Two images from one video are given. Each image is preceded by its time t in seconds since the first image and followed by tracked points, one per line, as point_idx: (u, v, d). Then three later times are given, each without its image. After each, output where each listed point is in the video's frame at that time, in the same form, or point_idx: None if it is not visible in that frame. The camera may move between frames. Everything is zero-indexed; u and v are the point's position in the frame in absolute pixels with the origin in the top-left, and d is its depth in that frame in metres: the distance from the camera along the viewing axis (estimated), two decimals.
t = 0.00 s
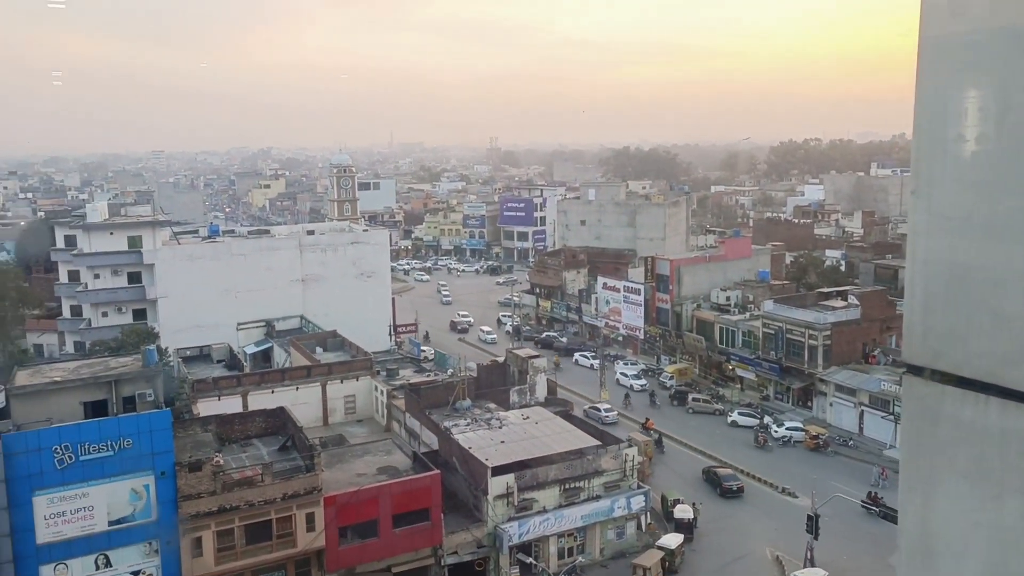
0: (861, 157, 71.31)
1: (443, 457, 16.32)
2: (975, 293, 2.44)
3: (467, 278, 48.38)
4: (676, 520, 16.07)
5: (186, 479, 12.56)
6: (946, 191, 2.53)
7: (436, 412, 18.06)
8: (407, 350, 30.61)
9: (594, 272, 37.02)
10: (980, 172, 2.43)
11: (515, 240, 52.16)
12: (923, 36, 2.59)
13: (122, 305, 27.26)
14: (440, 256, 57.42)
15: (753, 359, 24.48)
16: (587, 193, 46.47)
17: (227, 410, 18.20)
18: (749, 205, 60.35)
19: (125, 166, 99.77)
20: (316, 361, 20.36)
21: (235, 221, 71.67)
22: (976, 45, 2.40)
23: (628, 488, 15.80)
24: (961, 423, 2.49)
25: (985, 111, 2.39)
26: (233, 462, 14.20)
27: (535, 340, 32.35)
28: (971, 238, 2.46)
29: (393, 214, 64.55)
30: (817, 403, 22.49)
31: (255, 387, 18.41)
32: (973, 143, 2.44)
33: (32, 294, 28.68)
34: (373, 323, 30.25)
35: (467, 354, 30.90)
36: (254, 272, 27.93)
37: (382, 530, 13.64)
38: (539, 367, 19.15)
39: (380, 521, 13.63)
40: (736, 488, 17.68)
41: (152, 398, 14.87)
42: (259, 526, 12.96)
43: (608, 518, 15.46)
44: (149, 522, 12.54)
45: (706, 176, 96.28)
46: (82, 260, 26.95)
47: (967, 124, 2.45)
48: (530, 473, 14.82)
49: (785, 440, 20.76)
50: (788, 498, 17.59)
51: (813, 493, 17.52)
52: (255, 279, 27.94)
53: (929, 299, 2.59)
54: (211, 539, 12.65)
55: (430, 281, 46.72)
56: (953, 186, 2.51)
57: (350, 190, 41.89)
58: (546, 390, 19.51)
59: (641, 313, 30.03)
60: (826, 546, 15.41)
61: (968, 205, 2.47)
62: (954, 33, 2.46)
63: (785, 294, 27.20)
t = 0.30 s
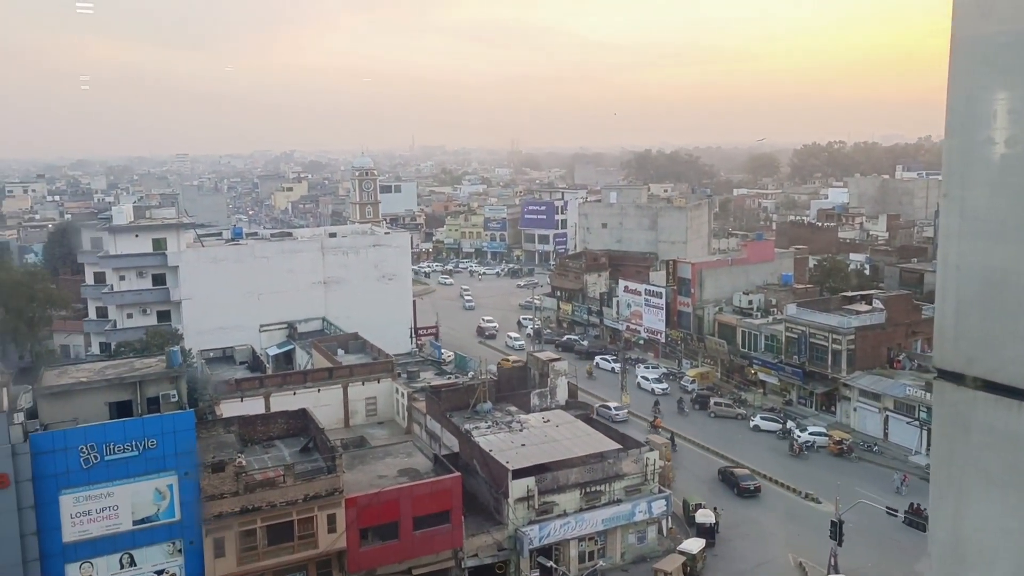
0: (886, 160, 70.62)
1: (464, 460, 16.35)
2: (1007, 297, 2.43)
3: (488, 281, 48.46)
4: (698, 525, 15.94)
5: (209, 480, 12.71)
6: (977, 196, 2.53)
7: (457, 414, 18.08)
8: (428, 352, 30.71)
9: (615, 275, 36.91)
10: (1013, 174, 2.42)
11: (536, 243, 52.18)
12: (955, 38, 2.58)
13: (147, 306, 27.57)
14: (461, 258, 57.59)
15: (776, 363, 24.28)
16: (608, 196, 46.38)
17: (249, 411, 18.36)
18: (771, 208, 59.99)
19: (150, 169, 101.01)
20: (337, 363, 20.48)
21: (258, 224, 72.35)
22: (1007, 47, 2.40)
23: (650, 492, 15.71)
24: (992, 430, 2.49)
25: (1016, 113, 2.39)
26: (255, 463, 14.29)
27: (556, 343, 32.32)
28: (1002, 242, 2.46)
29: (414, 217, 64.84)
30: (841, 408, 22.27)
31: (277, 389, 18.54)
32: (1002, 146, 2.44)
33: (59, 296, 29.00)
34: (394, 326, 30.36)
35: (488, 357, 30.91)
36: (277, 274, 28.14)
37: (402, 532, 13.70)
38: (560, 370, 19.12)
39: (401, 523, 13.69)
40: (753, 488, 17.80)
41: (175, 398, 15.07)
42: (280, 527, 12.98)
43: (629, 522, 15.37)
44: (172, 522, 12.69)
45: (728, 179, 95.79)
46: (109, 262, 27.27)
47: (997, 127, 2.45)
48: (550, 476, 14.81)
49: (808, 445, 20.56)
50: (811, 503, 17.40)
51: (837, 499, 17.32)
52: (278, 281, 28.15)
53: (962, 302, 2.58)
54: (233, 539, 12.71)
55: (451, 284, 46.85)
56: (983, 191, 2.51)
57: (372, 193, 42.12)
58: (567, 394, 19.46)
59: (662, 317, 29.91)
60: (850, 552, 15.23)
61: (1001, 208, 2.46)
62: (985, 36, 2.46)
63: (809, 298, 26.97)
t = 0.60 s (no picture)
0: (905, 163, 70.06)
1: (479, 462, 16.32)
2: None
3: (504, 283, 48.50)
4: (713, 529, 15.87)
5: (226, 480, 12.74)
6: (1003, 201, 2.52)
7: (471, 417, 18.08)
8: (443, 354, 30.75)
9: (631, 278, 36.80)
10: None
11: (552, 245, 52.15)
12: (982, 35, 2.57)
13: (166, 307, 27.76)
14: (477, 261, 57.67)
15: (793, 367, 24.11)
16: (624, 199, 46.28)
17: (266, 412, 18.46)
18: (789, 211, 59.67)
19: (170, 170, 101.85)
20: (353, 364, 20.54)
21: (275, 225, 72.76)
22: None
23: (665, 496, 15.64)
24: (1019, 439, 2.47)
25: None
26: (272, 464, 14.35)
27: (572, 346, 32.27)
28: None
29: (430, 219, 65.02)
30: (859, 413, 22.08)
31: (293, 390, 18.63)
32: None
33: (79, 296, 29.24)
34: (410, 327, 30.41)
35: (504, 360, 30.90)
36: (294, 276, 28.26)
37: (417, 534, 13.69)
38: (576, 373, 19.06)
39: (416, 525, 13.67)
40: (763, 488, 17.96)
41: (193, 399, 15.13)
42: (296, 527, 13.04)
43: (644, 526, 15.32)
44: (189, 521, 12.77)
45: (745, 183, 95.42)
46: (127, 262, 27.47)
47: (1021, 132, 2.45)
48: (566, 479, 14.76)
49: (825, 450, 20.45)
50: (829, 509, 17.28)
51: (854, 506, 17.18)
52: (295, 283, 28.28)
53: (985, 307, 2.55)
54: (249, 539, 12.77)
55: (467, 286, 46.91)
56: (1005, 194, 2.51)
57: (388, 195, 42.25)
58: (582, 397, 19.42)
59: (678, 320, 29.82)
60: (868, 559, 15.10)
61: None
62: (1009, 39, 2.46)
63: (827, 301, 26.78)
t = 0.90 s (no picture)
0: (924, 167, 69.50)
1: (493, 464, 16.31)
2: None
3: (519, 285, 48.52)
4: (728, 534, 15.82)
5: (241, 480, 12.80)
6: None
7: (485, 419, 18.10)
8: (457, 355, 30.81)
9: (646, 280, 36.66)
10: None
11: (567, 248, 52.12)
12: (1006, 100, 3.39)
13: (183, 307, 27.95)
14: (491, 263, 57.73)
15: (809, 372, 23.97)
16: (640, 202, 46.19)
17: (282, 412, 18.59)
18: (806, 215, 59.34)
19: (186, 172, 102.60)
20: (368, 366, 20.62)
21: (291, 226, 73.16)
22: None
23: (679, 500, 15.57)
24: None
25: None
26: (287, 464, 14.42)
27: (587, 349, 32.24)
28: None
29: (445, 221, 65.17)
30: (876, 419, 21.93)
31: (308, 391, 18.76)
32: None
33: (97, 296, 29.46)
34: (424, 329, 30.48)
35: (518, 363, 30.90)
36: (310, 277, 28.41)
37: (431, 535, 13.70)
38: (590, 376, 19.05)
39: (429, 526, 13.70)
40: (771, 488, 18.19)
41: (209, 399, 15.24)
42: (310, 528, 13.08)
43: (658, 530, 15.29)
44: (204, 520, 12.84)
45: (762, 186, 94.99)
46: (145, 263, 27.68)
47: None
48: (579, 482, 14.74)
49: (842, 455, 20.30)
50: (845, 515, 17.14)
51: (871, 512, 17.05)
52: (311, 284, 28.43)
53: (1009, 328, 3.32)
54: (264, 538, 12.82)
55: (481, 288, 46.96)
56: None
57: (403, 197, 42.38)
58: (597, 400, 19.39)
59: (694, 324, 29.68)
60: (884, 565, 14.99)
61: None
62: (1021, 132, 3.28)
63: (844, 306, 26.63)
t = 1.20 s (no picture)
0: (954, 171, 68.45)
1: (516, 469, 16.29)
2: None
3: (542, 289, 48.47)
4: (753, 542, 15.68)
5: (266, 481, 12.89)
6: None
7: (509, 423, 18.10)
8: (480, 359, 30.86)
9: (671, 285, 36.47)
10: None
11: (591, 252, 51.99)
12: None
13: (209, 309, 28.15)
14: (515, 267, 57.73)
15: (836, 378, 23.70)
16: (664, 206, 45.96)
17: (306, 414, 18.78)
18: (833, 220, 58.67)
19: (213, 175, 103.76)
20: (392, 369, 20.70)
21: (316, 229, 73.69)
22: None
23: (704, 507, 15.43)
24: None
25: None
26: (311, 466, 14.50)
27: (610, 353, 32.14)
28: None
29: (469, 225, 65.30)
30: (904, 426, 21.64)
31: (332, 393, 18.94)
32: None
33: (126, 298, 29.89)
34: (447, 332, 30.56)
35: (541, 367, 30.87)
36: (335, 281, 28.62)
37: (453, 539, 13.72)
38: (613, 381, 19.01)
39: (452, 530, 13.71)
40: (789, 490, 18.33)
41: (234, 401, 15.13)
42: (333, 530, 13.11)
43: (682, 537, 15.18)
44: (230, 521, 12.94)
45: (788, 190, 94.12)
46: (173, 265, 27.97)
47: None
48: (603, 487, 14.68)
49: (869, 463, 20.03)
50: (873, 524, 16.91)
51: (898, 521, 16.83)
52: (336, 287, 28.63)
53: None
54: (288, 540, 12.89)
55: (504, 292, 46.97)
56: None
57: (427, 201, 42.54)
58: (620, 405, 19.31)
59: (718, 329, 29.48)
60: None
61: None
62: None
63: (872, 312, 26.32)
